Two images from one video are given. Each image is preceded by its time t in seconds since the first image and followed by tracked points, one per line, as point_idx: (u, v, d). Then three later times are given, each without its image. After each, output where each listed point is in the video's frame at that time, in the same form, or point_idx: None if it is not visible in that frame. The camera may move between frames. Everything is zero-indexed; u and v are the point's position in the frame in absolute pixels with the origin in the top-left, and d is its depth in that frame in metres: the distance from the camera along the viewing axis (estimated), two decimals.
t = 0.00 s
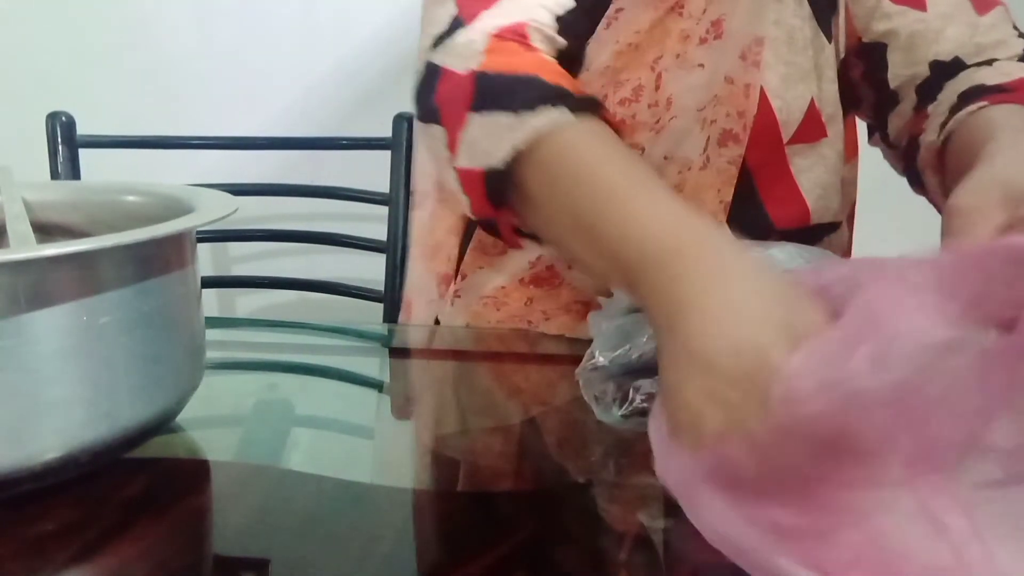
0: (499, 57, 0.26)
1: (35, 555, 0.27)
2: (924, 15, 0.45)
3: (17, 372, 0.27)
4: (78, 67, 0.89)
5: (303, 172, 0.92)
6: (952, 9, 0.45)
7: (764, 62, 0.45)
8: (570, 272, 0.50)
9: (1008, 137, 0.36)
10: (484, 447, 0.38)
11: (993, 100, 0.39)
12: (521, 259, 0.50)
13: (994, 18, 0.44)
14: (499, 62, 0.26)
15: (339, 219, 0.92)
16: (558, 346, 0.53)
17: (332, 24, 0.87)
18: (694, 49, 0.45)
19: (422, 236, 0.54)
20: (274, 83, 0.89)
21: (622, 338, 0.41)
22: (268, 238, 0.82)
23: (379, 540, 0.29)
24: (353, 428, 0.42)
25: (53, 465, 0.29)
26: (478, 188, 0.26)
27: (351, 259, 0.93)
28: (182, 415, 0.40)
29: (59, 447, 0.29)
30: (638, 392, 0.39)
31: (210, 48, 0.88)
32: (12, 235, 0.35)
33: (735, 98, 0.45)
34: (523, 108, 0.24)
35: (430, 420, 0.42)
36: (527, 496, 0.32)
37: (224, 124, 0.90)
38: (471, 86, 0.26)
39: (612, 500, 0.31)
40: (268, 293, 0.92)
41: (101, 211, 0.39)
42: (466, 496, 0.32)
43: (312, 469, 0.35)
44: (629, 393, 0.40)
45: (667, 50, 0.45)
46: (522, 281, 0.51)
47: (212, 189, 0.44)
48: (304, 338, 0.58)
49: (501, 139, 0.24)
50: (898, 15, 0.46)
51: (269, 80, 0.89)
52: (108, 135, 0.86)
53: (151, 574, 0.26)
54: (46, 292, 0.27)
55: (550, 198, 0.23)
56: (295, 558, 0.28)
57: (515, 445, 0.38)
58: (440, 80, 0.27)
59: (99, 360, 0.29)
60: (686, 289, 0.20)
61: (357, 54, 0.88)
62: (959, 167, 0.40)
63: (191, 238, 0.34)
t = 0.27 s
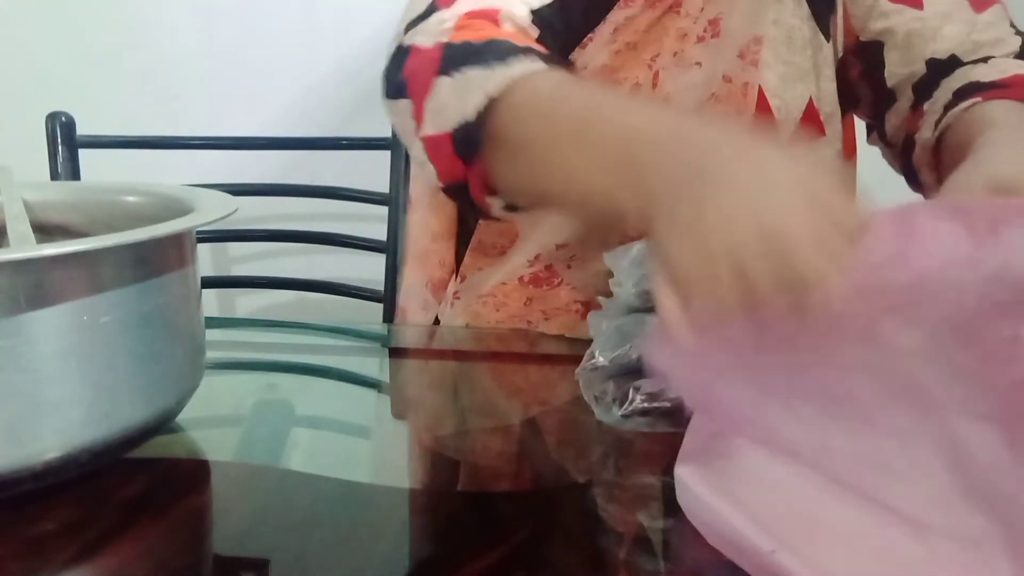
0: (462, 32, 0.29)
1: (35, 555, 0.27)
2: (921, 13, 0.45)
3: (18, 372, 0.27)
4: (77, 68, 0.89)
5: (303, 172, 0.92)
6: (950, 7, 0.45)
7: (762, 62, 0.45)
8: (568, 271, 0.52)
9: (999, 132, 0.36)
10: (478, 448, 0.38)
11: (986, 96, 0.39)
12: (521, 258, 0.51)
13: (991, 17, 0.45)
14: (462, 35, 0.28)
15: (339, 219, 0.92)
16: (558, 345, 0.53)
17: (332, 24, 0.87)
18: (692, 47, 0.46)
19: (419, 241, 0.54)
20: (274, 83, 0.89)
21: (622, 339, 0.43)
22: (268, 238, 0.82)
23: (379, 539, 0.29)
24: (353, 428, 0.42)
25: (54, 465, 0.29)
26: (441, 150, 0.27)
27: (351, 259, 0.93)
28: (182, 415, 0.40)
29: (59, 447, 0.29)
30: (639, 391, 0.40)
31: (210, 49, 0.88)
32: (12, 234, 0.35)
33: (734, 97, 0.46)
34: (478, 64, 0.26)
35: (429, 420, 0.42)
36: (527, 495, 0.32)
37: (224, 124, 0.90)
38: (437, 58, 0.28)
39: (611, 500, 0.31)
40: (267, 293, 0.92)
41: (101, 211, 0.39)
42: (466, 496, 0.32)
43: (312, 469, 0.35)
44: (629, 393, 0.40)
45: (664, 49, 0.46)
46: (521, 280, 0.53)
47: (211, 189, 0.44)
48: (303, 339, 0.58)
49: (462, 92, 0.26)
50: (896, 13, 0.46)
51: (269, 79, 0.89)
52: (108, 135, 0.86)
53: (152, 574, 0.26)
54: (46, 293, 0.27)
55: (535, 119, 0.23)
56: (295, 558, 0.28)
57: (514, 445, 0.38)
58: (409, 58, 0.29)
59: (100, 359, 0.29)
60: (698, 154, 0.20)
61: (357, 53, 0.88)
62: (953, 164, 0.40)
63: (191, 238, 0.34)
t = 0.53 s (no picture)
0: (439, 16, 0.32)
1: (35, 555, 0.27)
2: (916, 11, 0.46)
3: (18, 372, 0.27)
4: (78, 67, 0.89)
5: (303, 172, 0.92)
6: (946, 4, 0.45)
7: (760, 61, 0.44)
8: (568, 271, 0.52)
9: (1001, 139, 0.39)
10: (478, 449, 0.38)
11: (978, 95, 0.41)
12: (519, 260, 0.52)
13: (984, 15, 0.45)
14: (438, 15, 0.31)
15: (339, 219, 0.92)
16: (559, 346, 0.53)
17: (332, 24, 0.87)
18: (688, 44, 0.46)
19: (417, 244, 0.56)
20: (274, 83, 0.89)
21: (622, 339, 0.43)
22: (269, 237, 0.82)
23: (378, 539, 0.29)
24: (353, 428, 0.42)
25: (53, 466, 0.29)
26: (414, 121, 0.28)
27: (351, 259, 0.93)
28: (182, 415, 0.40)
29: (59, 447, 0.29)
30: (638, 392, 0.40)
31: (210, 49, 0.88)
32: (12, 234, 0.35)
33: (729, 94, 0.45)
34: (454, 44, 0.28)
35: (428, 420, 0.42)
36: (527, 496, 0.32)
37: (224, 124, 0.90)
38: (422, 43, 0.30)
39: (612, 501, 0.31)
40: (267, 293, 0.92)
41: (101, 211, 0.39)
42: (465, 497, 0.32)
43: (312, 469, 0.35)
44: (629, 393, 0.40)
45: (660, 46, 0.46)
46: (520, 282, 0.54)
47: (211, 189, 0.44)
48: (303, 339, 0.58)
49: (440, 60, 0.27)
50: (892, 11, 0.46)
51: (269, 79, 0.89)
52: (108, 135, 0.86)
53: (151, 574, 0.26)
54: (45, 293, 0.27)
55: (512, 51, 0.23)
56: (296, 558, 0.28)
57: (514, 445, 0.38)
58: (386, 43, 0.32)
59: (99, 360, 0.29)
60: (670, 88, 0.20)
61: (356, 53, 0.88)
62: (950, 160, 0.41)
63: (190, 238, 0.34)
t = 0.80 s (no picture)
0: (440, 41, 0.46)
1: (35, 555, 0.27)
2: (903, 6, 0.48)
3: (18, 372, 0.27)
4: (77, 67, 0.89)
5: (303, 172, 0.92)
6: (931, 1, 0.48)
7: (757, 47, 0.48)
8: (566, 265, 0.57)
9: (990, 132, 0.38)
10: (476, 449, 0.38)
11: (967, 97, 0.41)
12: (518, 253, 0.57)
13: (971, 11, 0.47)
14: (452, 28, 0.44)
15: (339, 219, 0.92)
16: (559, 346, 0.53)
17: (332, 24, 0.88)
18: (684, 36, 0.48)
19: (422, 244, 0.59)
20: (274, 83, 0.89)
21: (621, 339, 0.43)
22: (269, 237, 0.82)
23: (378, 539, 0.29)
24: (353, 428, 0.42)
25: (53, 466, 0.29)
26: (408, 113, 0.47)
27: (352, 259, 0.93)
28: (182, 416, 0.40)
29: (60, 447, 0.29)
30: (639, 391, 0.40)
31: (210, 49, 0.88)
32: (11, 235, 0.35)
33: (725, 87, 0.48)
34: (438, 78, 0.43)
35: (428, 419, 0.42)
36: (527, 496, 0.32)
37: (223, 124, 0.90)
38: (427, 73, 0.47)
39: (611, 500, 0.31)
40: (268, 293, 0.92)
41: (101, 212, 0.39)
42: (465, 497, 0.32)
43: (312, 469, 0.35)
44: (629, 393, 0.40)
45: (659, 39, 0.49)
46: (519, 276, 0.57)
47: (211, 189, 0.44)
48: (302, 339, 0.58)
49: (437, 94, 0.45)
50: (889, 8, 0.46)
51: (269, 79, 0.89)
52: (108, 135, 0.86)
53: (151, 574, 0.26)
54: (46, 293, 0.27)
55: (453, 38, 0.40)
56: (296, 558, 0.28)
57: (514, 445, 0.38)
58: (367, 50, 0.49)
59: (99, 360, 0.29)
60: None
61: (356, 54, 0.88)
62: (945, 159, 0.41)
63: (190, 239, 0.34)
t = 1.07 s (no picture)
0: None
1: (35, 555, 0.27)
2: None
3: (18, 372, 0.27)
4: (76, 66, 0.89)
5: (303, 172, 0.92)
6: None
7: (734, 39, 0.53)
8: (562, 251, 0.57)
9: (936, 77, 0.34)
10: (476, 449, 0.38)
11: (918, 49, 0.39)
12: (514, 242, 0.57)
13: None
14: None
15: (339, 219, 0.92)
16: (559, 346, 0.53)
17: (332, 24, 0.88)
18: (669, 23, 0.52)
19: (422, 240, 0.59)
20: (274, 83, 0.89)
21: (621, 339, 0.42)
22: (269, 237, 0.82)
23: (378, 539, 0.29)
24: (353, 428, 0.42)
25: (53, 465, 0.29)
26: (374, 55, 0.44)
27: (352, 259, 0.93)
28: (182, 415, 0.41)
29: (60, 447, 0.29)
30: (639, 392, 0.40)
31: (209, 48, 0.88)
32: (12, 234, 0.35)
33: (708, 71, 0.53)
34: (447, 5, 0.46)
35: (428, 419, 0.42)
36: (528, 496, 0.32)
37: (223, 124, 0.90)
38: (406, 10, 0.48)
39: (612, 500, 0.31)
40: (268, 293, 0.92)
41: (101, 212, 0.39)
42: (465, 497, 0.32)
43: (312, 468, 0.35)
44: (629, 393, 0.40)
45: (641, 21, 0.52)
46: (518, 264, 0.57)
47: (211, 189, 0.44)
48: (302, 339, 0.58)
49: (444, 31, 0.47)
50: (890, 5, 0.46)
51: (269, 79, 0.89)
52: (108, 135, 0.86)
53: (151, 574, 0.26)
54: (46, 292, 0.27)
55: None
56: (296, 558, 0.28)
57: (514, 445, 0.38)
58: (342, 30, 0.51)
59: (99, 360, 0.29)
60: None
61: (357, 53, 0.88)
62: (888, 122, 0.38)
63: (191, 238, 0.34)
